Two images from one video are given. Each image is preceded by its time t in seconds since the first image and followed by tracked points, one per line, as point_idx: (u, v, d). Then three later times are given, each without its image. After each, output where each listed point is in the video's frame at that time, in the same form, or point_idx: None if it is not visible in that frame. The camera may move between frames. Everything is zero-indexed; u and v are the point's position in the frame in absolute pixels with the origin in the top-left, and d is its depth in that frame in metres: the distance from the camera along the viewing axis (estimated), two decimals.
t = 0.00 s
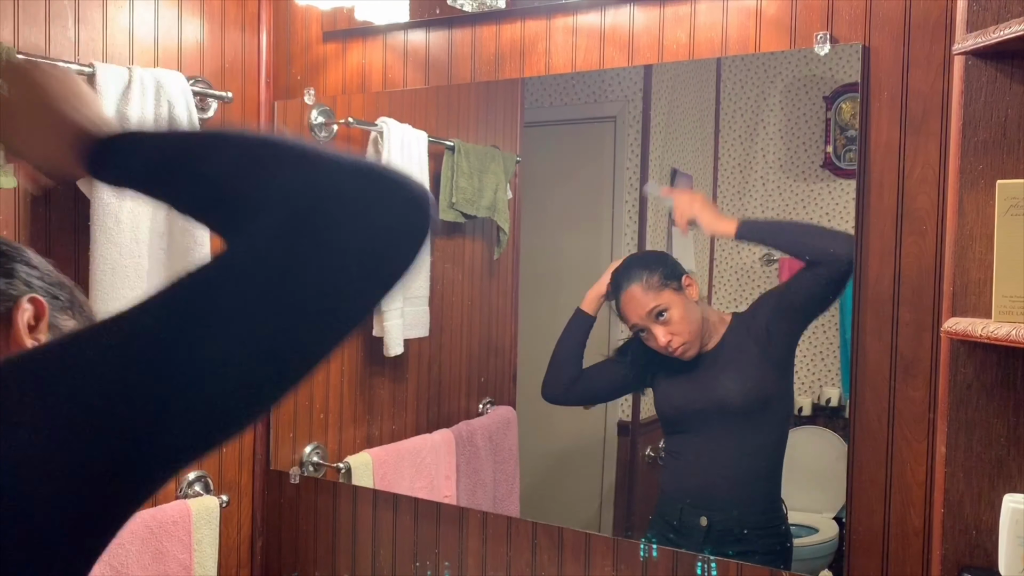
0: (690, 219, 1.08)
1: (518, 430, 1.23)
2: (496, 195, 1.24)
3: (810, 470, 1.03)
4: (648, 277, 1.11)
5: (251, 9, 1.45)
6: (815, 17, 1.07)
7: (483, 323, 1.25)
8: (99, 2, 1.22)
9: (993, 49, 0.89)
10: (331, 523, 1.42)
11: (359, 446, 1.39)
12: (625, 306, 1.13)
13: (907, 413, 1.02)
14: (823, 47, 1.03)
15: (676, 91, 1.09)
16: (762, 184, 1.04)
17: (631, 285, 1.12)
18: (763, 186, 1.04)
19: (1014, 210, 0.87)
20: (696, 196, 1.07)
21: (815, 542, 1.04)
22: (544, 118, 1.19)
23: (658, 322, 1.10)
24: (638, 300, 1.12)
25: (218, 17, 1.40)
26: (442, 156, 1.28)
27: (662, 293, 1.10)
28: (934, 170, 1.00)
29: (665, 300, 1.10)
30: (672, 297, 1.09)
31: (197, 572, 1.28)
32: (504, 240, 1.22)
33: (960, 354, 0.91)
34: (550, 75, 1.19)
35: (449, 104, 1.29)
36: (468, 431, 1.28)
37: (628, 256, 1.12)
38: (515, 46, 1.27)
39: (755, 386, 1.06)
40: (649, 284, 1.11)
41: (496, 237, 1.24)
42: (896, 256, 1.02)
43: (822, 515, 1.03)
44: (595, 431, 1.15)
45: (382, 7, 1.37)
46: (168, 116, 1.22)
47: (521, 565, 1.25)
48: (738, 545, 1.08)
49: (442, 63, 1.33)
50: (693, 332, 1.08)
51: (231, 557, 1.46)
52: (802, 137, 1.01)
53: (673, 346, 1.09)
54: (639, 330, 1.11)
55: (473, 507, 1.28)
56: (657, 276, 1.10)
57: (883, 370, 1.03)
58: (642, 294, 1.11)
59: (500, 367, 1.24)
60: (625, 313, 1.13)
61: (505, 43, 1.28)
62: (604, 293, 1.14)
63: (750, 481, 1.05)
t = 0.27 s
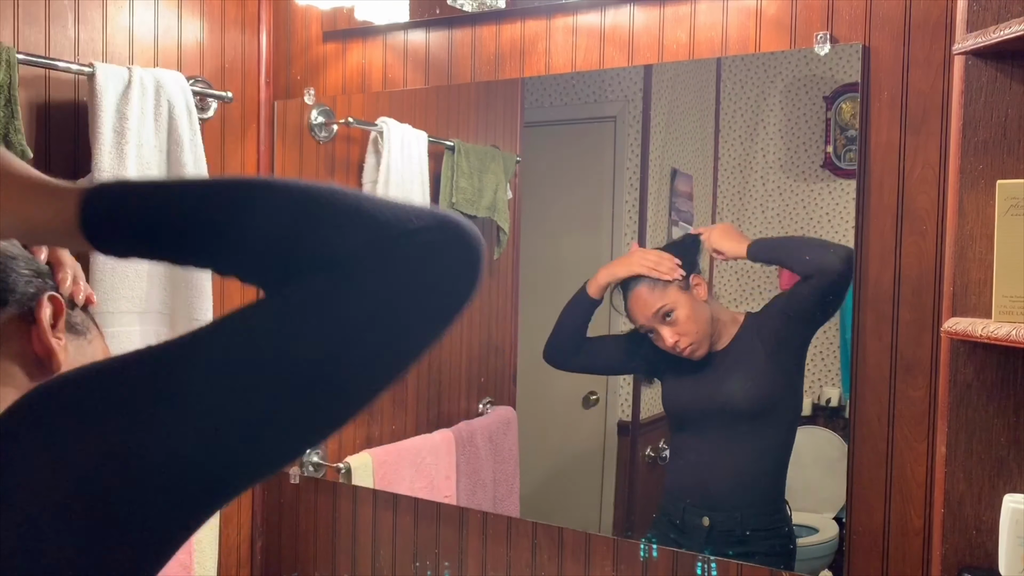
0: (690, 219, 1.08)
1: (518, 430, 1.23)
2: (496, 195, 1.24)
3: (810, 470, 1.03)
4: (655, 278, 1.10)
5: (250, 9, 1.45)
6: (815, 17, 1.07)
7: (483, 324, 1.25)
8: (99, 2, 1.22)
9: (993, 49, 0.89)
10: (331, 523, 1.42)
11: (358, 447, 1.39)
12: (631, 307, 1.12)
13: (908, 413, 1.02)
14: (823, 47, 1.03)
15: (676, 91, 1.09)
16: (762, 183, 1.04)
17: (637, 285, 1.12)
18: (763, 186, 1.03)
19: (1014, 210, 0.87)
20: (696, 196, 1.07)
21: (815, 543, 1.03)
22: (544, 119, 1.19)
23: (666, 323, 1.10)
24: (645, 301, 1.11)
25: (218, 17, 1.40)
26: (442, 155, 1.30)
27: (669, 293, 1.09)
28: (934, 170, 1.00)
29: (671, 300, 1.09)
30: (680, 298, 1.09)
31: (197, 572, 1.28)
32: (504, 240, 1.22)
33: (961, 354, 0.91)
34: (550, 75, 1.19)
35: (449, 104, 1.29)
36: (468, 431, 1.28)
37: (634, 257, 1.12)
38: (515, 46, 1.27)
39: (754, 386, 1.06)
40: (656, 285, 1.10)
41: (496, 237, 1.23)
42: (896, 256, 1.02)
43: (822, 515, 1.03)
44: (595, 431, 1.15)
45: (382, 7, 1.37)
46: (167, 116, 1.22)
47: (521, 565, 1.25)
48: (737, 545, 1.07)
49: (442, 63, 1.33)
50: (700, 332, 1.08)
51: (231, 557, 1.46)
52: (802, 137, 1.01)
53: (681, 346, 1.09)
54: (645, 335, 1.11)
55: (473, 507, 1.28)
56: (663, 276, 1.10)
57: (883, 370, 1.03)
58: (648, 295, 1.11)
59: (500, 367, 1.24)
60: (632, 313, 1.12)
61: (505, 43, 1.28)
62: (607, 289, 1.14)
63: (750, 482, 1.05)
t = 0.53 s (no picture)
0: (690, 219, 1.08)
1: (518, 430, 1.23)
2: (496, 195, 1.24)
3: (811, 470, 1.03)
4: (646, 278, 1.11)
5: (250, 9, 1.45)
6: (815, 17, 1.07)
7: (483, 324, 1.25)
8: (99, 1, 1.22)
9: (993, 49, 0.89)
10: (331, 523, 1.42)
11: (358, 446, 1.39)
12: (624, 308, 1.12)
13: (908, 413, 1.02)
14: (823, 47, 1.02)
15: (676, 91, 1.09)
16: (762, 183, 1.04)
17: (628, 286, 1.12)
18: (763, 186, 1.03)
19: (1014, 210, 0.86)
20: (696, 196, 1.07)
21: (814, 542, 1.04)
22: (544, 119, 1.19)
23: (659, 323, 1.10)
24: (637, 302, 1.11)
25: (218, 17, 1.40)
26: (443, 155, 1.31)
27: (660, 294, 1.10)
28: (934, 170, 1.00)
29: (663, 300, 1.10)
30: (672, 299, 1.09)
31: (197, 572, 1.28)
32: (504, 240, 1.22)
33: (961, 354, 0.91)
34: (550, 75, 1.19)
35: (448, 104, 1.29)
36: (468, 431, 1.28)
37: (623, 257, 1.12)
38: (515, 46, 1.27)
39: (755, 386, 1.06)
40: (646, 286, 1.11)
41: (496, 237, 1.23)
42: (896, 256, 1.02)
43: (822, 515, 1.03)
44: (595, 431, 1.15)
45: (382, 7, 1.37)
46: (167, 116, 1.22)
47: (521, 565, 1.25)
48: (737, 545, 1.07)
49: (442, 63, 1.33)
50: (693, 331, 1.08)
51: (231, 557, 1.46)
52: (802, 137, 1.01)
53: (673, 345, 1.09)
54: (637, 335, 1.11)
55: (473, 507, 1.28)
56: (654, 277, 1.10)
57: (882, 370, 1.03)
58: (640, 295, 1.11)
59: (500, 367, 1.24)
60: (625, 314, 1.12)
61: (505, 43, 1.28)
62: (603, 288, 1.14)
63: (750, 481, 1.05)
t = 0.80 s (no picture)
0: (690, 219, 1.08)
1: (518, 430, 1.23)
2: (496, 195, 1.24)
3: (810, 471, 1.03)
4: (641, 276, 1.12)
5: (250, 9, 1.45)
6: (815, 17, 1.07)
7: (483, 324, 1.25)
8: (99, 2, 1.22)
9: (993, 49, 0.89)
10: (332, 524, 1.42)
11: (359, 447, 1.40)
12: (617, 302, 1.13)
13: (908, 413, 1.02)
14: (823, 47, 1.02)
15: (676, 91, 1.09)
16: (762, 183, 1.04)
17: (626, 284, 1.13)
18: (763, 186, 1.04)
19: (1014, 210, 0.87)
20: (696, 196, 1.07)
21: (815, 543, 1.04)
22: (545, 119, 1.19)
23: (649, 319, 1.11)
24: (630, 297, 1.13)
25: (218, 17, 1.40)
26: (442, 155, 1.31)
27: (656, 292, 1.11)
28: (934, 170, 1.00)
29: (658, 298, 1.11)
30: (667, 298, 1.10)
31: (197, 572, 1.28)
32: (504, 240, 1.22)
33: (960, 354, 0.91)
34: (550, 75, 1.19)
35: (448, 104, 1.29)
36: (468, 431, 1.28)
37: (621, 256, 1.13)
38: (515, 46, 1.27)
39: (754, 386, 1.06)
40: (643, 284, 1.11)
41: (496, 238, 1.24)
42: (896, 256, 1.02)
43: (822, 515, 1.03)
44: (595, 431, 1.15)
45: (381, 7, 1.37)
46: (168, 116, 1.22)
47: (521, 565, 1.25)
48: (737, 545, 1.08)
49: (442, 63, 1.33)
50: (685, 330, 1.09)
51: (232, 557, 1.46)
52: (802, 137, 1.02)
53: (665, 343, 1.10)
54: (632, 332, 1.12)
55: (473, 507, 1.28)
56: (650, 275, 1.11)
57: (882, 370, 1.03)
58: (636, 294, 1.12)
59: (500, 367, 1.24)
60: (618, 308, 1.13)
61: (504, 43, 1.28)
62: (603, 288, 1.14)
63: (751, 481, 1.06)
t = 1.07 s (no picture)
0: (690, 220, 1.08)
1: (518, 430, 1.23)
2: (496, 195, 1.24)
3: (811, 471, 1.03)
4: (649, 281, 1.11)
5: (250, 9, 1.45)
6: (815, 17, 1.07)
7: (483, 324, 1.25)
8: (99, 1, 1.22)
9: (993, 49, 0.89)
10: (331, 524, 1.42)
11: (359, 446, 1.39)
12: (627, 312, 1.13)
13: (908, 413, 1.02)
14: (823, 47, 1.02)
15: (676, 90, 1.09)
16: (762, 183, 1.04)
17: (633, 289, 1.12)
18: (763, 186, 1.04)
19: (1014, 210, 0.86)
20: (696, 196, 1.07)
21: (815, 543, 1.04)
22: (544, 119, 1.19)
23: (664, 325, 1.10)
24: (640, 306, 1.12)
25: (218, 17, 1.40)
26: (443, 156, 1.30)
27: (664, 295, 1.10)
28: (934, 170, 1.00)
29: (666, 301, 1.10)
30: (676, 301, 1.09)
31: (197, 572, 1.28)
32: (504, 240, 1.22)
33: (961, 354, 0.91)
34: (550, 75, 1.19)
35: (448, 104, 1.29)
36: (468, 430, 1.28)
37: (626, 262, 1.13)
38: (515, 45, 1.27)
39: (754, 386, 1.06)
40: (651, 289, 1.11)
41: (496, 238, 1.24)
42: (896, 256, 1.02)
43: (822, 515, 1.03)
44: (595, 431, 1.15)
45: (381, 7, 1.37)
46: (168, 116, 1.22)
47: (521, 565, 1.25)
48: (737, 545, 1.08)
49: (442, 63, 1.33)
50: (698, 331, 1.08)
51: (231, 557, 1.46)
52: (802, 137, 1.01)
53: (679, 347, 1.09)
54: (643, 337, 1.11)
55: (473, 507, 1.28)
56: (658, 279, 1.11)
57: (882, 370, 1.03)
58: (644, 299, 1.11)
59: (500, 367, 1.24)
60: (629, 318, 1.12)
61: (505, 43, 1.28)
62: (603, 288, 1.14)
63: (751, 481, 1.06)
